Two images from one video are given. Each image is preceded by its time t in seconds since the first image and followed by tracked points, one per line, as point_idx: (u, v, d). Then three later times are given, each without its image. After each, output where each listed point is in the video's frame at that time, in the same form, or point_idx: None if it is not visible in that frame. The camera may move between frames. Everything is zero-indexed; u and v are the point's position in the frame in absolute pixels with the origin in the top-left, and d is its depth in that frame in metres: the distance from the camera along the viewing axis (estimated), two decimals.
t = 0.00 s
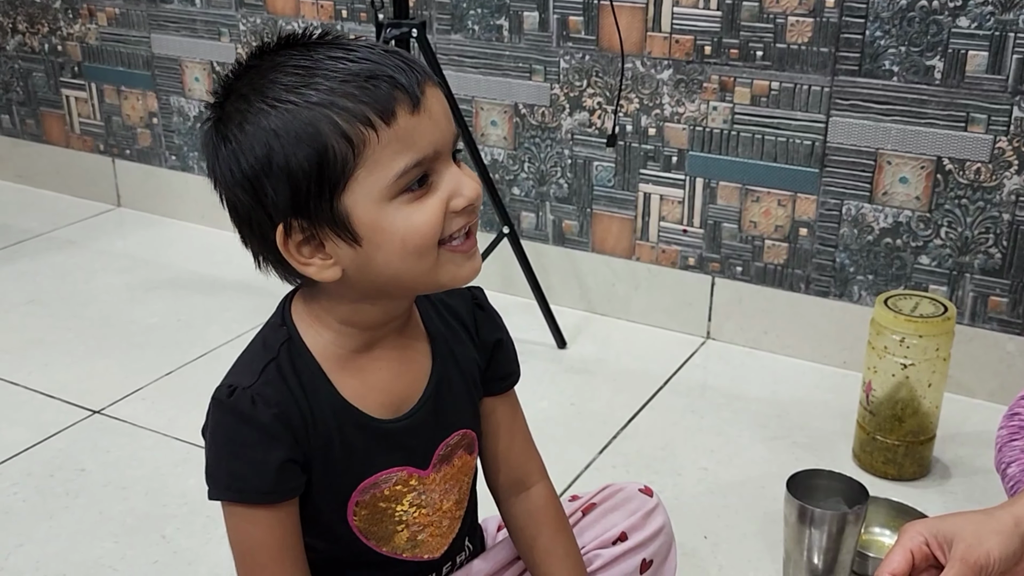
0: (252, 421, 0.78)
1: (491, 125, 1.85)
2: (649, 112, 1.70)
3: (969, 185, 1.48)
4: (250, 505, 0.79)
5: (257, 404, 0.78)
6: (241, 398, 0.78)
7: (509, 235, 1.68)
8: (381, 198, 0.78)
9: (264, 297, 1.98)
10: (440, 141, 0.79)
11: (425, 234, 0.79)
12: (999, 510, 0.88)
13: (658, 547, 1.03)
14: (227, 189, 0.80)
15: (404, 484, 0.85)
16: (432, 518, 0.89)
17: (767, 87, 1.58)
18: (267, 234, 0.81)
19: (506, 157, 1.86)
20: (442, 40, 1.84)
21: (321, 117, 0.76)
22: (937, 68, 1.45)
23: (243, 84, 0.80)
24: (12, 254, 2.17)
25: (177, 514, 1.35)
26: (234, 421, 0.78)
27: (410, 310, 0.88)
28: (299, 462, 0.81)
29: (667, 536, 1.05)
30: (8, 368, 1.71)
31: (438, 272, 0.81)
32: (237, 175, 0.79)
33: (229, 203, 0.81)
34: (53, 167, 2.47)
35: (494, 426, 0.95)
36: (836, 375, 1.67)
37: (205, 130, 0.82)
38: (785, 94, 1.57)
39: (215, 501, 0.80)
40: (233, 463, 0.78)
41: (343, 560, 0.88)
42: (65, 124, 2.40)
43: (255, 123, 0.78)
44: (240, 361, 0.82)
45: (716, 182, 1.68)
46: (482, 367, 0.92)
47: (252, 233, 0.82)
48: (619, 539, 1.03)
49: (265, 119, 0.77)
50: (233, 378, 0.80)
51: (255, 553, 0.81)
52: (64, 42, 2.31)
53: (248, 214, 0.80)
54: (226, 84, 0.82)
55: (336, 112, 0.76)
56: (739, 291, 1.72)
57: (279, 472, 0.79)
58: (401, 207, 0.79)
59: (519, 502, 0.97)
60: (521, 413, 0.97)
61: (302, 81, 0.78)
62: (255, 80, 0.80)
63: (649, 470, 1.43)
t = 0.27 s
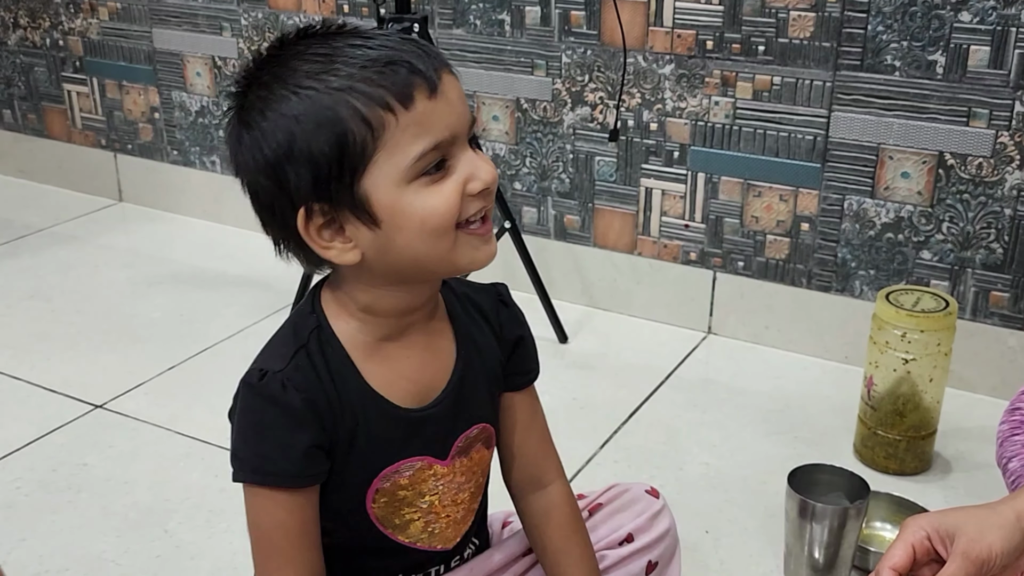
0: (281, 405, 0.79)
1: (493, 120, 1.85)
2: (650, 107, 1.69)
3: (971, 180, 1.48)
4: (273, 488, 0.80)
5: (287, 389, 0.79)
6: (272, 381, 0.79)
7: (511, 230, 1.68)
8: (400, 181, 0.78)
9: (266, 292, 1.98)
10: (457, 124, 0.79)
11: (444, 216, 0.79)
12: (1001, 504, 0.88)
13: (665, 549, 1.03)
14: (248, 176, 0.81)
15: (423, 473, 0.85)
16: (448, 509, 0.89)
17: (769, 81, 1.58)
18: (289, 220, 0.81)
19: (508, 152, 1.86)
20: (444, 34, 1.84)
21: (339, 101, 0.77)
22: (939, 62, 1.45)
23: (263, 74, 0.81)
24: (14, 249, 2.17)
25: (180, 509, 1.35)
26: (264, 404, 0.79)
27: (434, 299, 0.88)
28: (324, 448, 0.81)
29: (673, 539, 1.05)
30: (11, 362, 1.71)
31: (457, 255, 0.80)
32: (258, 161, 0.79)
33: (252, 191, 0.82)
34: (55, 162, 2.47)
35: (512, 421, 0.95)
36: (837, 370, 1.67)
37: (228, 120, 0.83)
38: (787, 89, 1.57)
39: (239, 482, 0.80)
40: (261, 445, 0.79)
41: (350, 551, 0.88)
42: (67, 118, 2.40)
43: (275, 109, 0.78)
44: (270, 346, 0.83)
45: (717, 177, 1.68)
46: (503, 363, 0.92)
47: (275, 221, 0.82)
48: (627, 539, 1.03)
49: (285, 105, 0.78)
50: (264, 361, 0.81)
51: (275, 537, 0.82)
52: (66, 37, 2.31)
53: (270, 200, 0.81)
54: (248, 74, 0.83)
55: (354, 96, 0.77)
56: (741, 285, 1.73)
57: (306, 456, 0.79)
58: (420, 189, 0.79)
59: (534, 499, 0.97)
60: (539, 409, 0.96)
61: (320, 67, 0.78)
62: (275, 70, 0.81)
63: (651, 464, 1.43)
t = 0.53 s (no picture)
0: (287, 387, 0.79)
1: (493, 116, 1.85)
2: (650, 103, 1.69)
3: (972, 175, 1.48)
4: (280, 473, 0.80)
5: (292, 372, 0.80)
6: (277, 365, 0.80)
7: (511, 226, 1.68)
8: (415, 158, 0.78)
9: (266, 287, 1.98)
10: (461, 96, 0.80)
11: (463, 188, 0.79)
12: (1001, 500, 0.88)
13: (672, 551, 1.04)
14: (264, 179, 0.81)
15: (429, 462, 0.85)
16: (455, 497, 0.89)
17: (769, 77, 1.58)
18: (309, 216, 0.81)
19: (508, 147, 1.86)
20: (444, 30, 1.84)
21: (345, 86, 0.77)
22: (939, 58, 1.45)
23: (265, 77, 0.81)
24: (14, 245, 2.17)
25: (180, 504, 1.36)
26: (269, 388, 0.79)
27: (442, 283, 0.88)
28: (331, 433, 0.81)
29: (680, 541, 1.06)
30: (12, 358, 1.72)
31: (481, 224, 0.80)
32: (272, 161, 0.79)
33: (268, 195, 0.81)
34: (55, 158, 2.47)
35: (519, 415, 0.95)
36: (837, 365, 1.67)
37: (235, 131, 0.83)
38: (788, 84, 1.57)
39: (247, 467, 0.80)
40: (268, 428, 0.79)
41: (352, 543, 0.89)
42: (67, 114, 2.40)
43: (283, 105, 0.78)
44: (277, 333, 0.84)
45: (718, 173, 1.68)
46: (510, 353, 0.92)
47: (295, 220, 0.82)
48: (634, 540, 1.03)
49: (291, 99, 0.78)
50: (270, 347, 0.81)
51: (284, 522, 0.82)
52: (67, 33, 2.31)
53: (288, 199, 0.80)
54: (248, 82, 0.83)
55: (358, 79, 0.77)
56: (741, 281, 1.73)
57: (313, 440, 0.79)
58: (435, 165, 0.79)
59: (535, 493, 0.97)
60: (547, 404, 0.96)
61: (320, 59, 0.79)
62: (275, 70, 0.81)
63: (651, 459, 1.44)
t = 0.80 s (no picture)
0: (266, 397, 0.79)
1: (494, 112, 1.85)
2: (651, 99, 1.70)
3: (972, 172, 1.48)
4: (262, 482, 0.80)
5: (271, 381, 0.79)
6: (256, 373, 0.79)
7: (511, 223, 1.68)
8: (392, 167, 0.78)
9: (267, 284, 1.99)
10: (444, 109, 0.80)
11: (437, 202, 0.79)
12: (1001, 496, 0.88)
13: (657, 535, 1.04)
14: (235, 172, 0.81)
15: (411, 465, 0.86)
16: (436, 497, 0.89)
17: (769, 73, 1.58)
18: (279, 213, 0.81)
19: (509, 144, 1.86)
20: (444, 27, 1.84)
21: (327, 90, 0.77)
22: (939, 54, 1.45)
23: (246, 68, 0.81)
24: (16, 241, 2.17)
25: (181, 501, 1.36)
26: (248, 398, 0.79)
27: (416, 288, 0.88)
28: (312, 439, 0.81)
29: (665, 524, 1.06)
30: (13, 355, 1.72)
31: (452, 240, 0.81)
32: (246, 155, 0.79)
33: (238, 186, 0.81)
34: (57, 155, 2.48)
35: (499, 411, 0.95)
36: (837, 361, 1.67)
37: (210, 119, 0.83)
38: (787, 81, 1.57)
39: (229, 479, 0.80)
40: (249, 438, 0.79)
41: (347, 541, 0.89)
42: (69, 111, 2.40)
43: (263, 102, 0.78)
44: (254, 340, 0.83)
45: (718, 169, 1.68)
46: (489, 350, 0.92)
47: (263, 217, 0.82)
48: (620, 525, 1.04)
49: (272, 96, 0.78)
50: (247, 356, 0.81)
51: (268, 530, 0.82)
52: (68, 30, 2.31)
53: (258, 195, 0.80)
54: (227, 71, 0.83)
55: (342, 83, 0.77)
56: (740, 277, 1.73)
57: (294, 448, 0.80)
58: (412, 175, 0.79)
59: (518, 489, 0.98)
60: (528, 399, 0.97)
61: (306, 59, 0.79)
62: (257, 64, 0.81)
63: (651, 455, 1.44)
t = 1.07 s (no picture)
0: (296, 384, 0.79)
1: (495, 109, 1.85)
2: (651, 96, 1.69)
3: (972, 168, 1.48)
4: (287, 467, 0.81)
5: (301, 369, 0.80)
6: (286, 361, 0.80)
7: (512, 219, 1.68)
8: (404, 164, 0.78)
9: (268, 281, 1.99)
10: (449, 99, 0.80)
11: (451, 191, 0.79)
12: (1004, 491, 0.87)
13: (667, 541, 1.04)
14: (252, 185, 0.81)
15: (431, 456, 0.86)
16: (454, 491, 0.89)
17: (770, 70, 1.58)
18: (298, 220, 0.81)
19: (510, 141, 1.86)
20: (445, 24, 1.84)
21: (331, 93, 0.77)
22: (940, 51, 1.45)
23: (250, 80, 0.81)
24: (16, 239, 2.17)
25: (183, 498, 1.36)
26: (278, 384, 0.79)
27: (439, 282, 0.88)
28: (339, 429, 0.82)
29: (676, 529, 1.06)
30: (14, 352, 1.72)
31: (470, 227, 0.81)
32: (260, 167, 0.80)
33: (257, 199, 0.82)
34: (57, 152, 2.48)
35: (516, 405, 0.95)
36: (838, 358, 1.67)
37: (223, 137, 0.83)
38: (789, 77, 1.57)
39: (254, 463, 0.81)
40: (277, 424, 0.79)
41: (358, 534, 0.89)
42: (69, 109, 2.40)
43: (270, 112, 0.78)
44: (283, 329, 0.84)
45: (719, 166, 1.68)
46: (509, 348, 0.92)
47: (284, 224, 0.82)
48: (631, 530, 1.03)
49: (278, 106, 0.78)
50: (277, 343, 0.82)
51: (288, 516, 0.82)
52: (68, 27, 2.31)
53: (278, 204, 0.81)
54: (235, 84, 0.83)
55: (346, 86, 0.77)
56: (741, 274, 1.73)
57: (322, 436, 0.80)
58: (423, 169, 0.79)
59: (531, 484, 0.97)
60: (544, 397, 0.97)
61: (307, 63, 0.79)
62: (260, 74, 0.81)
63: (653, 452, 1.44)
